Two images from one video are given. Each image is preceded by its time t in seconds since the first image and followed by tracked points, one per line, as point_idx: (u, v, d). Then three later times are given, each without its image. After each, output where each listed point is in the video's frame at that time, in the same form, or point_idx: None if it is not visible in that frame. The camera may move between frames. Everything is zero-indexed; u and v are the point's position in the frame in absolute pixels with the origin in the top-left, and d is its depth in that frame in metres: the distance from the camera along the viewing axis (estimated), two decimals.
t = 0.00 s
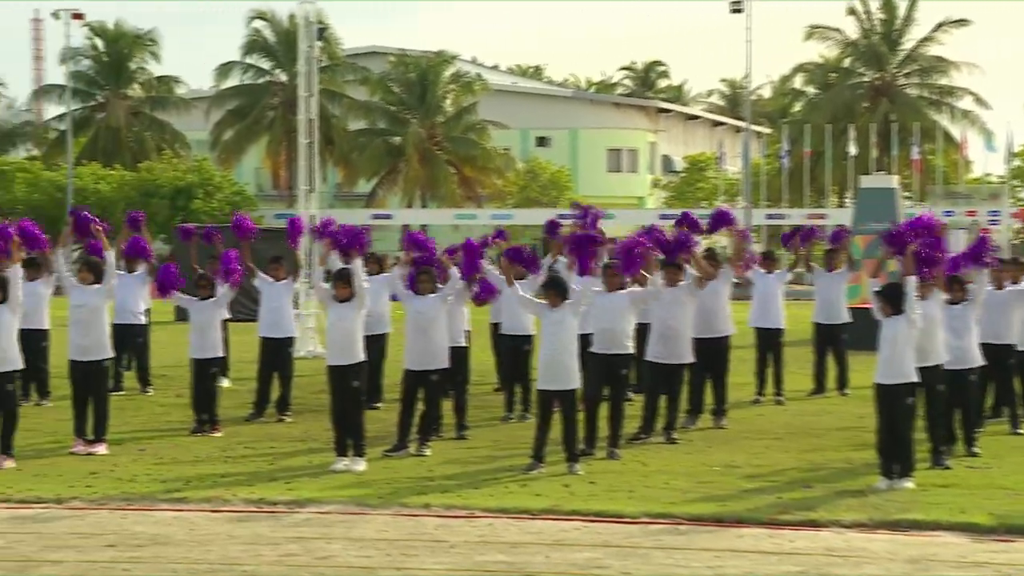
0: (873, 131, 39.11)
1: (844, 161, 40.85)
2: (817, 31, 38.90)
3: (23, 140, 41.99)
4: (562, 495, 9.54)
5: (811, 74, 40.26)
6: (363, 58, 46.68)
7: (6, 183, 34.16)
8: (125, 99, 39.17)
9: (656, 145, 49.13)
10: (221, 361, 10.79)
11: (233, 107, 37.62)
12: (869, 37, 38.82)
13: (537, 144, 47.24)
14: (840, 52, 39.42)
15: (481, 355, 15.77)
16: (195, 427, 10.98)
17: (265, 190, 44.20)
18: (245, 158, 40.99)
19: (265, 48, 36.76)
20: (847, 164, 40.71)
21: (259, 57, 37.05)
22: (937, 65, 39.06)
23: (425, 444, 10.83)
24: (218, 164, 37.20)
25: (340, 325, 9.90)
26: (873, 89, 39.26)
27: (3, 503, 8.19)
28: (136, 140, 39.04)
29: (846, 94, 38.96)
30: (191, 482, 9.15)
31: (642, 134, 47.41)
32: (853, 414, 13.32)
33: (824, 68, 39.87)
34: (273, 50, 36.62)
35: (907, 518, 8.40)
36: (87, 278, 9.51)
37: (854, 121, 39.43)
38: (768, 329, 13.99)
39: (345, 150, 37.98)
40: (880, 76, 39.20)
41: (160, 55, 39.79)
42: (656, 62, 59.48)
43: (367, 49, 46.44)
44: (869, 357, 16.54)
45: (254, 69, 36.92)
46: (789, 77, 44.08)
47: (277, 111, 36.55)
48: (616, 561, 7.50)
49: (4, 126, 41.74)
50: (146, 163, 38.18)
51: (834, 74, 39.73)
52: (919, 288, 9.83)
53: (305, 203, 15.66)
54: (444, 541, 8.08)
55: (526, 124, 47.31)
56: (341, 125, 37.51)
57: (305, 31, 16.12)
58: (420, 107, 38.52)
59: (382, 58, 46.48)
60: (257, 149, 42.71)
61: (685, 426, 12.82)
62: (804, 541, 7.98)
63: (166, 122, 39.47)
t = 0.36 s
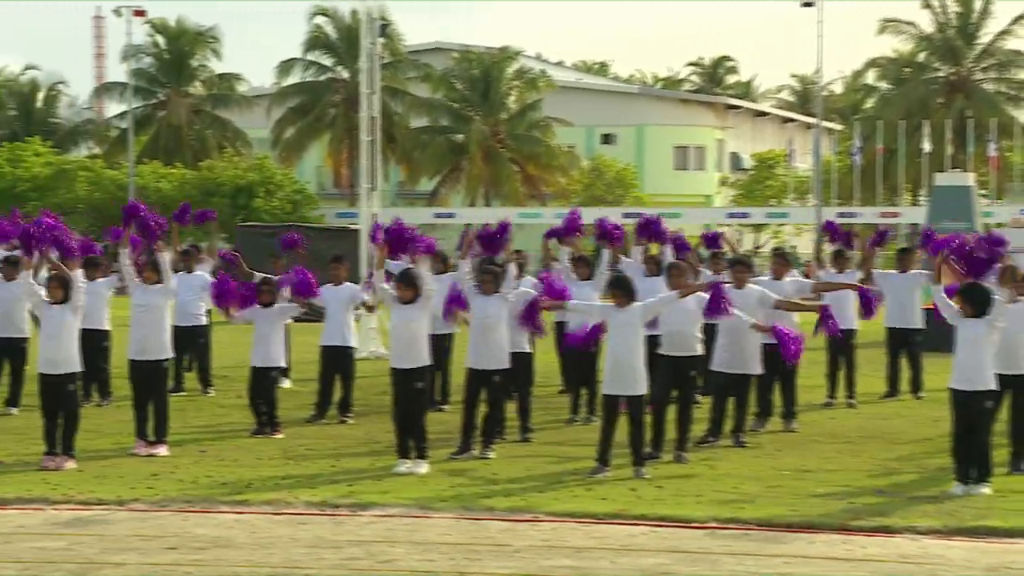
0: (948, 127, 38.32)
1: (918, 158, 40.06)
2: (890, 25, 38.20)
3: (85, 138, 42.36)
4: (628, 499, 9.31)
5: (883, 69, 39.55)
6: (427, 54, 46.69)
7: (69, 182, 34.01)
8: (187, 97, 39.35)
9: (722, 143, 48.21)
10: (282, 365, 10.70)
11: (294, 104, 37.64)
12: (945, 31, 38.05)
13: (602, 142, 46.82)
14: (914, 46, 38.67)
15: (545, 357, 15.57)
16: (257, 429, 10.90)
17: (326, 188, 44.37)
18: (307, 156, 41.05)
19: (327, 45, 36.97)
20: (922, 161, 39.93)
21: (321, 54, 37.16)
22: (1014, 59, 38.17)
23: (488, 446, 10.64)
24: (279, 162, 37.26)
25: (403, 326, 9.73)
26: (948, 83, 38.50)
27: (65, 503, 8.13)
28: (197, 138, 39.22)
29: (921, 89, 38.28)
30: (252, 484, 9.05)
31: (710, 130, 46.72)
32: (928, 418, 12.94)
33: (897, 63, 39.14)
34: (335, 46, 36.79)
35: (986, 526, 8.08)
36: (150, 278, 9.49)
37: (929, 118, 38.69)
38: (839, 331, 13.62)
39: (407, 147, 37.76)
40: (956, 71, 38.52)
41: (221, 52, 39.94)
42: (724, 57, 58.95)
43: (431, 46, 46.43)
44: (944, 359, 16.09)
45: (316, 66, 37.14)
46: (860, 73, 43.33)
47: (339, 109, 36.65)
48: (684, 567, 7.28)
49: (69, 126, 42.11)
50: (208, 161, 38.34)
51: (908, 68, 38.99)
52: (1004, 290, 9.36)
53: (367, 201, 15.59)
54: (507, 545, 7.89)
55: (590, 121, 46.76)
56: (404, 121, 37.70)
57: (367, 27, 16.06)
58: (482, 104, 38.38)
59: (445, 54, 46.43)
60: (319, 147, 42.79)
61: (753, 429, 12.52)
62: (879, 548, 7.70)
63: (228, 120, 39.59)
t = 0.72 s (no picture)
0: (1009, 123, 37.66)
1: (979, 154, 39.39)
2: (950, 20, 37.61)
3: (133, 136, 43.14)
4: (681, 502, 9.11)
5: (943, 64, 38.92)
6: (477, 51, 46.61)
7: (117, 181, 34.26)
8: (235, 95, 39.52)
9: (778, 140, 47.66)
10: (330, 365, 10.63)
11: (344, 101, 37.69)
12: (1007, 24, 37.41)
13: (654, 140, 46.40)
14: (974, 41, 38.03)
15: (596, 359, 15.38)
16: (305, 429, 10.82)
17: (375, 186, 44.45)
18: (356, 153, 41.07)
19: (376, 41, 37.00)
20: (983, 158, 39.26)
21: (370, 51, 37.16)
22: None
23: (539, 448, 10.48)
24: (328, 160, 37.30)
25: (455, 328, 9.60)
26: (1010, 79, 37.85)
27: (114, 505, 8.08)
28: (245, 137, 39.36)
29: (982, 85, 37.67)
30: (301, 486, 8.97)
31: (765, 127, 46.13)
32: (990, 421, 12.62)
33: (958, 58, 38.51)
34: (385, 42, 36.85)
35: None
36: (195, 278, 9.42)
37: (990, 114, 38.05)
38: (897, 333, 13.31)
39: (457, 144, 37.49)
40: (1019, 66, 37.83)
41: (269, 49, 40.08)
42: (779, 53, 58.37)
43: (482, 43, 46.34)
44: (1005, 361, 15.73)
45: (364, 63, 37.07)
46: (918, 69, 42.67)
47: (388, 106, 36.66)
48: (739, 572, 7.09)
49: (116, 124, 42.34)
50: (256, 159, 38.45)
51: (969, 63, 38.35)
52: None
53: (416, 200, 15.50)
54: (559, 549, 7.74)
55: (643, 118, 46.44)
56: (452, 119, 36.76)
57: (417, 24, 15.98)
58: (533, 101, 38.15)
59: (496, 50, 46.32)
60: (367, 145, 42.84)
61: (809, 432, 12.27)
62: (940, 554, 7.48)
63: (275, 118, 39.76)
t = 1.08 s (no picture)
0: None
1: None
2: (1013, 13, 36.88)
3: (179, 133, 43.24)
4: (736, 507, 8.88)
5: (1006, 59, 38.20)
6: (528, 47, 46.46)
7: (164, 179, 34.53)
8: (282, 92, 39.63)
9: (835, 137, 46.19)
10: (378, 366, 10.50)
11: (392, 98, 37.68)
12: None
13: (709, 136, 45.98)
14: None
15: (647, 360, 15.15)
16: (352, 432, 10.70)
17: (424, 185, 44.47)
18: (404, 151, 40.99)
19: (425, 37, 37.06)
20: None
21: (420, 47, 37.28)
22: None
23: (590, 451, 10.28)
24: (376, 158, 37.28)
25: (504, 328, 9.42)
26: None
27: (160, 507, 8.00)
28: (292, 134, 39.49)
29: None
30: (349, 489, 8.84)
31: (822, 123, 45.45)
32: None
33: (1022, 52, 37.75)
34: (434, 38, 36.82)
35: None
36: (239, 279, 9.34)
37: None
38: (957, 335, 12.97)
39: (508, 142, 37.30)
40: None
41: (316, 45, 40.17)
42: (837, 48, 57.72)
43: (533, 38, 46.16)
44: None
45: (414, 59, 37.16)
46: (980, 63, 41.90)
47: (437, 103, 36.62)
48: None
49: (163, 121, 42.49)
50: (303, 157, 38.51)
51: None
52: None
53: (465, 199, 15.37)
54: (611, 554, 7.55)
55: (697, 115, 46.04)
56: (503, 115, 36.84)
57: (467, 20, 15.83)
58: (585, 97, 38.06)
59: (547, 46, 46.11)
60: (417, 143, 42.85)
61: (867, 435, 11.96)
62: (1005, 562, 7.23)
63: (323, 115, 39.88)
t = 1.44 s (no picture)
0: None
1: None
2: None
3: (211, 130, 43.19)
4: (777, 512, 8.66)
5: None
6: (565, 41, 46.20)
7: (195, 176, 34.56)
8: (314, 88, 39.55)
9: (880, 133, 46.20)
10: (408, 366, 10.39)
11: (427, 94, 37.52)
12: None
13: (749, 134, 45.39)
14: None
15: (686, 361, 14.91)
16: (385, 434, 10.57)
17: (459, 182, 44.35)
18: (438, 148, 40.84)
19: (459, 32, 36.61)
20: None
21: (454, 43, 37.02)
22: None
23: (627, 454, 10.08)
24: (411, 155, 37.16)
25: (540, 329, 9.25)
26: None
27: (191, 510, 7.88)
28: (325, 130, 39.39)
29: None
30: (383, 492, 8.69)
31: (866, 120, 44.86)
32: None
33: None
34: (469, 34, 36.53)
35: None
36: (272, 279, 9.25)
37: None
38: (1004, 337, 12.64)
39: (544, 140, 37.20)
40: None
41: (349, 41, 40.23)
42: (882, 42, 57.05)
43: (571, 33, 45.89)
44: None
45: (449, 55, 36.97)
46: None
47: (472, 99, 36.48)
48: None
49: (195, 117, 42.54)
50: (336, 154, 38.39)
51: None
52: None
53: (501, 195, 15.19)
54: (650, 559, 7.35)
55: (737, 111, 45.53)
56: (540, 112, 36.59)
57: (503, 14, 15.64)
58: (623, 93, 37.75)
59: (585, 41, 45.83)
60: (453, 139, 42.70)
61: (912, 438, 11.68)
62: None
63: (356, 112, 39.74)
